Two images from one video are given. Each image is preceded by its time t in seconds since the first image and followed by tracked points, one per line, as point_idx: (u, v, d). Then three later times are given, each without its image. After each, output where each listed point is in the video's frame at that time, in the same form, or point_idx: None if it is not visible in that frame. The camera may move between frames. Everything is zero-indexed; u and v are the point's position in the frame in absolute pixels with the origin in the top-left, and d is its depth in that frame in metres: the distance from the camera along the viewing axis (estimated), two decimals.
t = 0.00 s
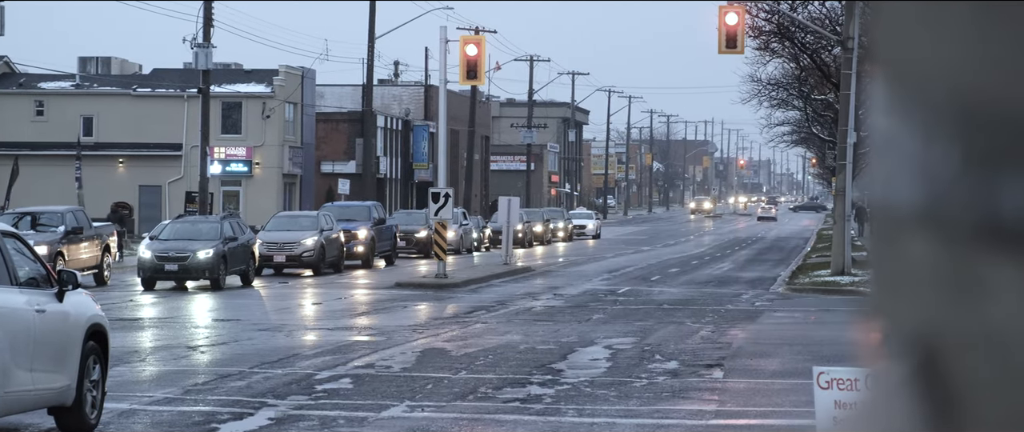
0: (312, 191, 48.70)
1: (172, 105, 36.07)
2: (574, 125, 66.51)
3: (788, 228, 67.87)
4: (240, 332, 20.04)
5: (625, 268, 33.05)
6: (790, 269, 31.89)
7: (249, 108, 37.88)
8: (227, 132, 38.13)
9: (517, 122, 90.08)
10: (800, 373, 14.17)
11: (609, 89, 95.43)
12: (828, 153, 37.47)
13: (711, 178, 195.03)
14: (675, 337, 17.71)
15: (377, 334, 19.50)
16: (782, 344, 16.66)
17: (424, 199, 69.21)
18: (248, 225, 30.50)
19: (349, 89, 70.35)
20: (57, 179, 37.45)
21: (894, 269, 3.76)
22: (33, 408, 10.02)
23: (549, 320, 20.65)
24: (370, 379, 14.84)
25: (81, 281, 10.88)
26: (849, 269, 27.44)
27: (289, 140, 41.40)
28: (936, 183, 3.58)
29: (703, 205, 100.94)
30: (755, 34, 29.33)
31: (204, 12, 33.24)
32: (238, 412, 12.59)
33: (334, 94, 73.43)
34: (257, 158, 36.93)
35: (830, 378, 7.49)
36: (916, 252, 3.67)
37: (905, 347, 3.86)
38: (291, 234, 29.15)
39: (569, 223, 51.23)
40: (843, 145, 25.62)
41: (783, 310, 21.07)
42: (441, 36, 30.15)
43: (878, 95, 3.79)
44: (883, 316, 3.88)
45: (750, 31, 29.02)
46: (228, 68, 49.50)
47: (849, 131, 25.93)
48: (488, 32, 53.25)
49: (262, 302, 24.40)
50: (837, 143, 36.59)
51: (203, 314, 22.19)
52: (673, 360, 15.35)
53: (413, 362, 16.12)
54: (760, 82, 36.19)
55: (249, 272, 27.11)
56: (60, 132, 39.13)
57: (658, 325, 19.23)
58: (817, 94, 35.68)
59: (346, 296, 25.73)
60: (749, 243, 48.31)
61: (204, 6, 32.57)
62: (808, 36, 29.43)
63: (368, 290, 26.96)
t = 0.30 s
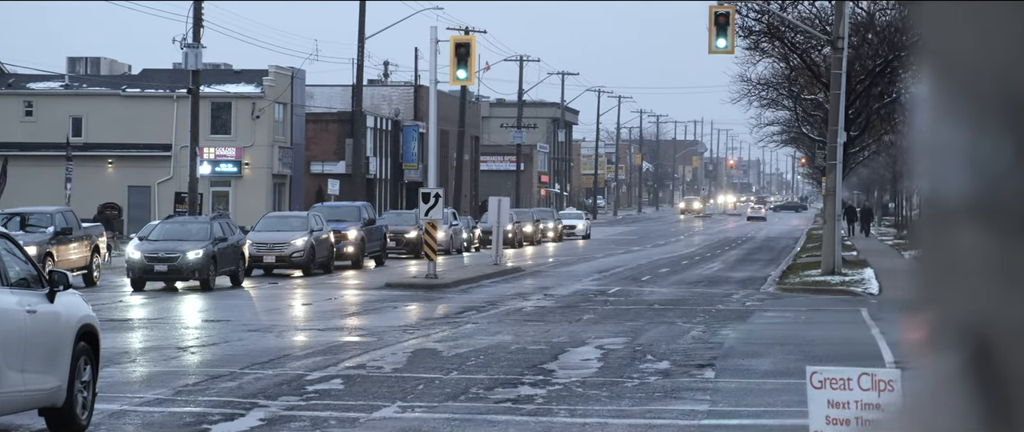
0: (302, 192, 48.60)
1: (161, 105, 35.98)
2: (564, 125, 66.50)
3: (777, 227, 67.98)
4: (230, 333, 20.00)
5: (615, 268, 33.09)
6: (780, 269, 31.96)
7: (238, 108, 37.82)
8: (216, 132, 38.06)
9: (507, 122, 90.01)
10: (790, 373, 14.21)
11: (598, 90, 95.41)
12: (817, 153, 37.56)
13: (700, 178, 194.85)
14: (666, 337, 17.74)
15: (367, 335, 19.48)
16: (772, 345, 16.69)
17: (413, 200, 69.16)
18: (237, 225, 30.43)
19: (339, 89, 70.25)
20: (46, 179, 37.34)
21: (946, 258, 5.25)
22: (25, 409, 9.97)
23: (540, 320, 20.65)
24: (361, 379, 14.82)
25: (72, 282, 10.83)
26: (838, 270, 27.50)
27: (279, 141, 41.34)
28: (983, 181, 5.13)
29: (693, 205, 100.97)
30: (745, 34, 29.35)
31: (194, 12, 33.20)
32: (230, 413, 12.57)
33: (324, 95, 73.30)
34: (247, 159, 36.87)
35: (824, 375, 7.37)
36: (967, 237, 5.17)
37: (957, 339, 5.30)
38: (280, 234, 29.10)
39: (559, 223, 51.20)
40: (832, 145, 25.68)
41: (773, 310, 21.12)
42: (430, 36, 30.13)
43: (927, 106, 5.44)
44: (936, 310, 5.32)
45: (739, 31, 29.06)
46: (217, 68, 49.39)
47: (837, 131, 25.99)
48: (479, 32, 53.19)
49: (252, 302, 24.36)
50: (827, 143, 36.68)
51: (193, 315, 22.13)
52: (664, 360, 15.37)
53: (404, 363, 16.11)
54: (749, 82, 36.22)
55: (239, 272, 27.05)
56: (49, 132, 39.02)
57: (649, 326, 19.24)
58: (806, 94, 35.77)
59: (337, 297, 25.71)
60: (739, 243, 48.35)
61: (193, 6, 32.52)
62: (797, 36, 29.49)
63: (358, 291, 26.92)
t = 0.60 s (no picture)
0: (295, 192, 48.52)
1: (154, 105, 35.90)
2: (557, 125, 66.45)
3: (771, 227, 67.98)
4: (224, 333, 19.95)
5: (608, 268, 33.07)
6: (774, 269, 31.98)
7: (231, 109, 37.74)
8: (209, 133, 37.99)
9: (501, 122, 89.91)
10: (785, 373, 14.22)
11: (591, 90, 95.42)
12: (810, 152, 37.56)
13: (693, 178, 194.75)
14: (661, 337, 17.74)
15: (360, 336, 19.44)
16: (768, 345, 16.68)
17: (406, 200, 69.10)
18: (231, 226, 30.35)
19: (332, 89, 70.17)
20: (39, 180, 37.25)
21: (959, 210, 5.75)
22: (20, 409, 9.92)
23: (534, 321, 20.63)
24: (355, 380, 14.78)
25: (66, 283, 10.77)
26: (832, 270, 27.53)
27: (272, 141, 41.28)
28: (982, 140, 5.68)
29: (686, 205, 100.95)
30: (739, 33, 29.32)
31: (186, 13, 33.14)
32: (224, 413, 12.53)
33: (317, 96, 73.18)
34: (240, 160, 36.79)
35: (820, 374, 7.35)
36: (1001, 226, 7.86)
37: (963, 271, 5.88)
38: (273, 234, 29.01)
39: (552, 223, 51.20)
40: (826, 144, 25.69)
41: (767, 310, 21.12)
42: (424, 36, 30.11)
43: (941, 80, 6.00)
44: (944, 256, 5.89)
45: (733, 30, 29.04)
46: (210, 69, 49.28)
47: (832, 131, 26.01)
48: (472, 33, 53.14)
49: (246, 303, 24.30)
50: (820, 143, 36.72)
51: (186, 316, 22.08)
52: (658, 360, 15.37)
53: (399, 364, 16.07)
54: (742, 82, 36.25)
55: (232, 273, 26.97)
56: (41, 132, 38.92)
57: (643, 326, 19.23)
58: (800, 93, 35.79)
59: (330, 297, 25.66)
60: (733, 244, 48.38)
61: (186, 6, 32.44)
62: (792, 35, 29.49)
63: (351, 292, 26.86)
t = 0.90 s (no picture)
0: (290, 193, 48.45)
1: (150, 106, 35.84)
2: (554, 127, 66.44)
3: (766, 229, 67.98)
4: (220, 334, 19.91)
5: (605, 270, 33.04)
6: (770, 271, 31.99)
7: (227, 110, 37.69)
8: (205, 134, 37.90)
9: (496, 123, 89.97)
10: (783, 375, 14.21)
11: (587, 91, 95.44)
12: (808, 153, 37.58)
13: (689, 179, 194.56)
14: (658, 338, 17.73)
15: (357, 337, 19.41)
16: (765, 347, 16.66)
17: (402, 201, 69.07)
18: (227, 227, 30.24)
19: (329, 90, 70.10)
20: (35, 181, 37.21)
21: None
22: (18, 411, 9.90)
23: (531, 322, 20.62)
24: (353, 381, 14.77)
25: (64, 283, 10.75)
26: (830, 272, 27.53)
27: (268, 142, 41.25)
28: None
29: (683, 206, 100.92)
30: (736, 35, 29.37)
31: (183, 14, 33.11)
32: (221, 414, 12.51)
33: (312, 97, 73.14)
34: (235, 161, 36.70)
35: (820, 376, 7.32)
36: None
37: None
38: (269, 236, 28.92)
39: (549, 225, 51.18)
40: (824, 146, 25.71)
41: (764, 312, 21.14)
42: (421, 37, 30.09)
43: None
44: None
45: (731, 32, 29.08)
46: (206, 70, 49.25)
47: (830, 133, 26.05)
48: (468, 34, 53.12)
49: (243, 304, 24.27)
50: (817, 145, 36.77)
51: (181, 317, 22.01)
52: (656, 362, 15.36)
53: (396, 365, 16.04)
54: (739, 83, 36.30)
55: (227, 275, 26.88)
56: (37, 133, 38.87)
57: (640, 327, 19.21)
58: (797, 95, 35.86)
59: (326, 298, 25.61)
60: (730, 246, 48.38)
61: (182, 7, 32.39)
62: (789, 36, 29.54)
63: (347, 293, 26.80)
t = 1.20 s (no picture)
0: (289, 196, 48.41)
1: (149, 109, 35.78)
2: (552, 130, 66.45)
3: (765, 233, 67.97)
4: (220, 337, 19.87)
5: (603, 274, 33.01)
6: (770, 275, 31.95)
7: (226, 113, 37.65)
8: (204, 137, 37.86)
9: (495, 127, 89.99)
10: (785, 378, 14.17)
11: (586, 95, 95.47)
12: (808, 158, 37.60)
13: (688, 183, 194.52)
14: (659, 342, 17.70)
15: (357, 339, 19.37)
16: (766, 350, 16.62)
17: (401, 205, 69.04)
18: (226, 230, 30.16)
19: (328, 93, 70.14)
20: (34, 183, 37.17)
21: None
22: (19, 413, 9.85)
23: (531, 325, 20.58)
24: (354, 383, 14.73)
25: (66, 286, 10.70)
26: (830, 275, 27.51)
27: (267, 146, 41.21)
28: None
29: (681, 210, 100.98)
30: (736, 39, 29.38)
31: (182, 17, 33.08)
32: (222, 417, 12.46)
33: (311, 100, 73.12)
34: (234, 164, 36.65)
35: (823, 379, 7.30)
36: None
37: None
38: (269, 239, 28.84)
39: (548, 228, 51.12)
40: (824, 150, 25.70)
41: (764, 316, 21.11)
42: (420, 40, 30.09)
43: None
44: None
45: (731, 36, 29.07)
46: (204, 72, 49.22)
47: (830, 137, 26.04)
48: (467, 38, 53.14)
49: (241, 307, 24.22)
50: (818, 149, 36.75)
51: (181, 320, 21.95)
52: (657, 365, 15.32)
53: (397, 368, 15.99)
54: (738, 87, 36.32)
55: (226, 278, 26.82)
56: (36, 136, 38.82)
57: (640, 331, 19.16)
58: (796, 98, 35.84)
59: (325, 301, 25.57)
60: (728, 249, 48.39)
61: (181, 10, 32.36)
62: (790, 41, 29.54)
63: (347, 296, 26.76)
